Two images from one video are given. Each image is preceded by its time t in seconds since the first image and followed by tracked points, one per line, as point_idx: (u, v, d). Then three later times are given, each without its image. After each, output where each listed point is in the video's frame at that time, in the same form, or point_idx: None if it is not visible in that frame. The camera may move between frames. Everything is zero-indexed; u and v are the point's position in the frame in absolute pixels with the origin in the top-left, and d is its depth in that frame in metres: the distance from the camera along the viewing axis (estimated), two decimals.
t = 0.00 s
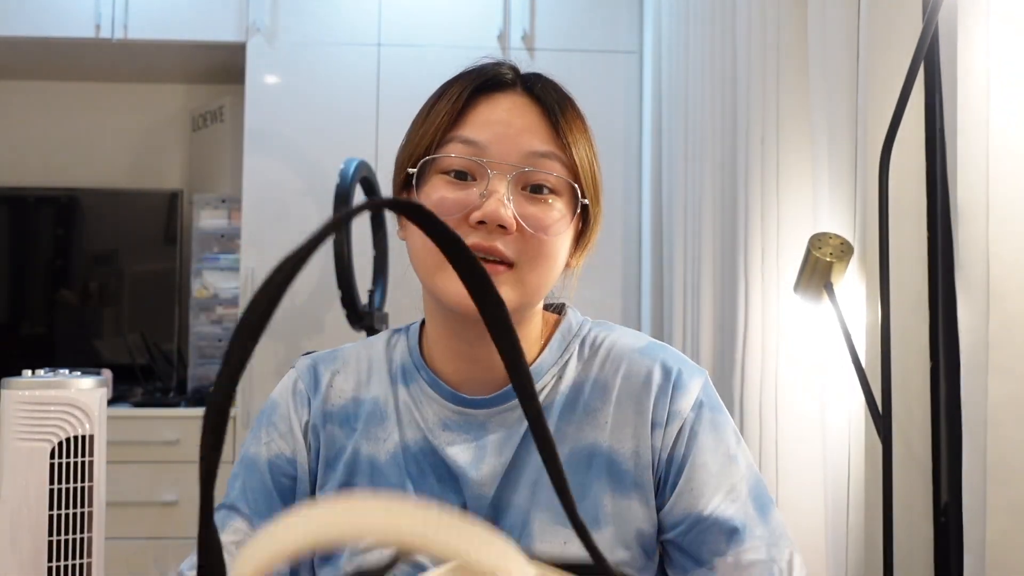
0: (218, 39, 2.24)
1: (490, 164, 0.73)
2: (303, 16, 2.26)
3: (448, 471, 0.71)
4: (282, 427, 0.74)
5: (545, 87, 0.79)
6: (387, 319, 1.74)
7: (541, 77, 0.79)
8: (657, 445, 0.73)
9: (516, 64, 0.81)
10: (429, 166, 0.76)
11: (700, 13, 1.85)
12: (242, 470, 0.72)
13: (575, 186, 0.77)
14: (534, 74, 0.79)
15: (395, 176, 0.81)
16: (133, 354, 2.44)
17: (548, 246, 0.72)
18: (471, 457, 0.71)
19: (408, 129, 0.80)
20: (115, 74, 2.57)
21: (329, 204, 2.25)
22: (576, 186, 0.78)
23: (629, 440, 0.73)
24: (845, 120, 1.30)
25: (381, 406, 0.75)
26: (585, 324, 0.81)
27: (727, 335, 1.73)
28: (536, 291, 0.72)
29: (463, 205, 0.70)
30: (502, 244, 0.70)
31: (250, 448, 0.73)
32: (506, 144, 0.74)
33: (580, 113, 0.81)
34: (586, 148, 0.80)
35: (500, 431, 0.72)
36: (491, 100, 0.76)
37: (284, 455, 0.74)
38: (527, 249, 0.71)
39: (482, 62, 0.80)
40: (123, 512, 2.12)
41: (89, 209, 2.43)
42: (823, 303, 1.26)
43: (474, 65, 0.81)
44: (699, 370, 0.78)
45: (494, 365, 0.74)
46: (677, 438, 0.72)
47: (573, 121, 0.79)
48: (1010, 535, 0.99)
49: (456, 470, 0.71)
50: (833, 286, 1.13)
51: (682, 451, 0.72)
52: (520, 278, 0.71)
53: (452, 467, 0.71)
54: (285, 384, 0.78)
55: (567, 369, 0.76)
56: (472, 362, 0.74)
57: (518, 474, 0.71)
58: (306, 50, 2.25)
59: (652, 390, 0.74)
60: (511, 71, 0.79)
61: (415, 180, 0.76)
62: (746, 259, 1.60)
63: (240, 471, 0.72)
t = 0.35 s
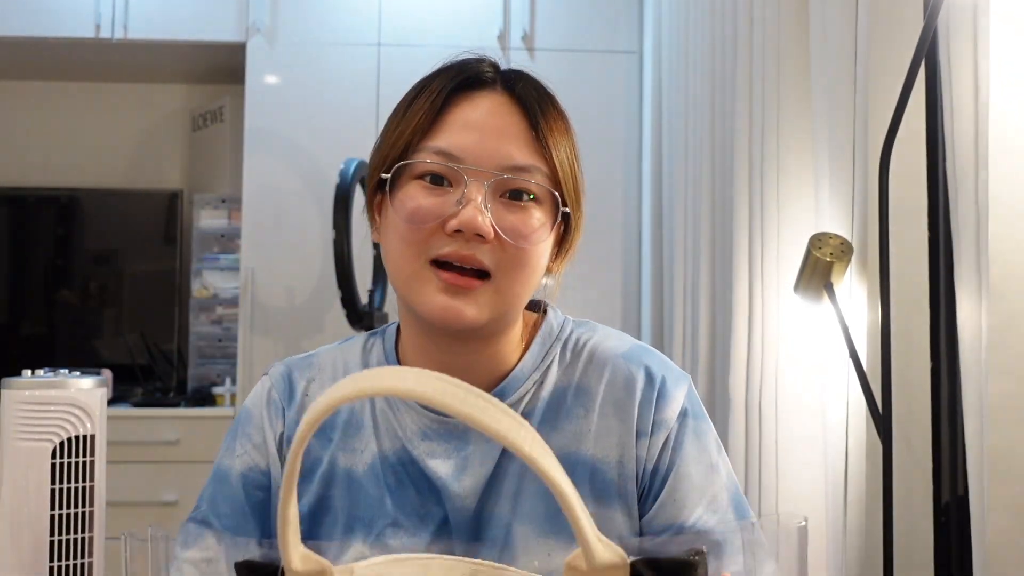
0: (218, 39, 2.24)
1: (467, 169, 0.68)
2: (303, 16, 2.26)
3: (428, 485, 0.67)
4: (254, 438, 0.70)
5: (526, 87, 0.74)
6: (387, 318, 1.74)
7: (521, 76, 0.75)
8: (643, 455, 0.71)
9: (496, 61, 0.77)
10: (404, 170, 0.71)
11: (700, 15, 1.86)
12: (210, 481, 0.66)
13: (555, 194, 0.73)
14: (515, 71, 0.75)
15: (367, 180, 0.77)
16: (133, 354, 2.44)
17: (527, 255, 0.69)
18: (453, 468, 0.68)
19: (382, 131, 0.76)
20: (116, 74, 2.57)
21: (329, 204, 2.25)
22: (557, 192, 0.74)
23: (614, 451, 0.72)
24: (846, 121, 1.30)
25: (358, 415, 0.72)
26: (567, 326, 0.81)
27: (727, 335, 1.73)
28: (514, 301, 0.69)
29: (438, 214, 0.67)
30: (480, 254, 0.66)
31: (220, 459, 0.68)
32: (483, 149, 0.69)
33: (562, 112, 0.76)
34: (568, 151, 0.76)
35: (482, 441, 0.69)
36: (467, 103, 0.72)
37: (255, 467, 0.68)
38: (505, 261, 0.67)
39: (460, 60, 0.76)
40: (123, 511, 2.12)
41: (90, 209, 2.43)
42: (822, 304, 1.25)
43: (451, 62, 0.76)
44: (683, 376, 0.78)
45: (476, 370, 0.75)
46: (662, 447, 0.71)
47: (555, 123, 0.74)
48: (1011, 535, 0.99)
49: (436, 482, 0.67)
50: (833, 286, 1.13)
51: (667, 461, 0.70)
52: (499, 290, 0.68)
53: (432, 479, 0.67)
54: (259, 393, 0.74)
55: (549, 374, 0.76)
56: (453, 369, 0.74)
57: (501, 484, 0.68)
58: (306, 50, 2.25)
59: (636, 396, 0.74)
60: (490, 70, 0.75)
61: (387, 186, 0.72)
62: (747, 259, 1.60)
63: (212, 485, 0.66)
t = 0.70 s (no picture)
0: (218, 39, 2.24)
1: (469, 176, 0.68)
2: (303, 16, 2.26)
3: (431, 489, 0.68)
4: (247, 444, 0.68)
5: (521, 87, 0.74)
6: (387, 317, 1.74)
7: (514, 73, 0.75)
8: (652, 461, 0.70)
9: (486, 56, 0.76)
10: (403, 178, 0.70)
11: (699, 15, 1.86)
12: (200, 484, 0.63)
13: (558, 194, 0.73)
14: (509, 69, 0.75)
15: (362, 188, 0.76)
16: (133, 354, 2.44)
17: (532, 259, 0.69)
18: (456, 473, 0.68)
19: (375, 136, 0.75)
20: (116, 74, 2.57)
21: (329, 204, 2.25)
22: (559, 191, 0.74)
23: (623, 454, 0.70)
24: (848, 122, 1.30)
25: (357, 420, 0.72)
26: (570, 328, 0.82)
27: (728, 334, 1.73)
28: (519, 306, 0.69)
29: (443, 222, 0.66)
30: (486, 261, 0.66)
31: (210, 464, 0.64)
32: (482, 155, 0.69)
33: (558, 108, 0.76)
34: (566, 148, 0.76)
35: (483, 445, 0.71)
36: (461, 105, 0.71)
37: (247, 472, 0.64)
38: (512, 266, 0.67)
39: (451, 58, 0.76)
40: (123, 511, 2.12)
41: (90, 209, 2.43)
42: (823, 304, 1.25)
43: (442, 60, 0.76)
44: (687, 380, 0.79)
45: (478, 377, 0.73)
46: (672, 452, 0.70)
47: (553, 122, 0.74)
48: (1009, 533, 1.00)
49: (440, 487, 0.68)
50: (833, 286, 1.13)
51: (677, 464, 0.69)
52: (506, 296, 0.68)
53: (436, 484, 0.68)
54: (253, 396, 0.75)
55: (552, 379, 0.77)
56: (454, 373, 0.73)
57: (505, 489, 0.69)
58: (306, 50, 2.26)
59: (642, 402, 0.75)
60: (481, 68, 0.75)
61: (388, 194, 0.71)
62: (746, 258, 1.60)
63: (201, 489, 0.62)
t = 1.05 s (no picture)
0: (219, 39, 2.24)
1: (475, 182, 0.68)
2: (303, 17, 2.26)
3: (444, 474, 0.70)
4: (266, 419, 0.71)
5: (518, 86, 0.73)
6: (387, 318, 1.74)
7: (513, 71, 0.74)
8: (661, 447, 0.73)
9: (483, 55, 0.76)
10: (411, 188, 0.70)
11: (699, 15, 1.86)
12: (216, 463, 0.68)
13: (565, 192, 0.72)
14: (506, 69, 0.74)
15: (371, 198, 0.76)
16: (133, 355, 2.44)
17: (543, 259, 0.69)
18: (470, 461, 0.70)
19: (380, 147, 0.75)
20: (116, 74, 2.57)
21: (329, 204, 2.25)
22: (566, 189, 0.74)
23: (633, 442, 0.73)
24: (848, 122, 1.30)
25: (376, 402, 0.73)
26: (577, 323, 0.79)
27: (728, 335, 1.73)
28: (533, 307, 0.70)
29: (453, 229, 0.67)
30: (497, 265, 0.67)
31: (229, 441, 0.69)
32: (489, 159, 0.68)
33: (558, 102, 0.75)
34: (569, 143, 0.75)
35: (498, 434, 0.71)
36: (462, 109, 0.71)
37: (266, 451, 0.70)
38: (523, 269, 0.68)
39: (448, 59, 0.76)
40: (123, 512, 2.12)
41: (90, 209, 2.43)
42: (822, 304, 1.25)
43: (439, 61, 0.76)
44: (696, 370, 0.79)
45: (492, 373, 0.73)
46: (680, 440, 0.73)
47: (554, 118, 0.74)
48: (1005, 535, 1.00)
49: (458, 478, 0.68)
50: (833, 286, 1.13)
51: (684, 454, 0.73)
52: (519, 298, 0.68)
53: (450, 471, 0.69)
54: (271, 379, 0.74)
55: (564, 368, 0.76)
56: (466, 368, 0.72)
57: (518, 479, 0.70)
58: (306, 51, 2.25)
59: (653, 390, 0.75)
60: (478, 68, 0.74)
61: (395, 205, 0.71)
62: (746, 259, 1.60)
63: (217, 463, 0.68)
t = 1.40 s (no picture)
0: (219, 38, 2.24)
1: (476, 191, 0.68)
2: (303, 17, 2.26)
3: (457, 467, 0.71)
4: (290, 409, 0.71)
5: (515, 93, 0.73)
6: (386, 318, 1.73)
7: (510, 81, 0.74)
8: (669, 439, 0.73)
9: (481, 65, 0.76)
10: (413, 199, 0.69)
11: (699, 15, 1.86)
12: (247, 451, 0.68)
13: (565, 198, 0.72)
14: (502, 77, 0.74)
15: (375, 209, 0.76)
16: (133, 354, 2.44)
17: (545, 265, 0.69)
18: (480, 454, 0.70)
19: (382, 158, 0.75)
20: (116, 74, 2.57)
21: (329, 204, 2.25)
22: (566, 196, 0.73)
23: (642, 435, 0.73)
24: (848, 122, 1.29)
25: (391, 394, 0.73)
26: (582, 322, 0.79)
27: (727, 335, 1.73)
28: (537, 313, 0.70)
29: (455, 238, 0.66)
30: (500, 273, 0.67)
31: (258, 429, 0.69)
32: (488, 170, 0.68)
33: (557, 109, 0.75)
34: (568, 151, 0.75)
35: (507, 428, 0.72)
36: (462, 120, 0.71)
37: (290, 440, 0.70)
38: (526, 276, 0.67)
39: (447, 70, 0.76)
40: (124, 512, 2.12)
41: (90, 209, 2.43)
42: (823, 304, 1.25)
43: (438, 71, 0.76)
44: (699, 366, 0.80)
45: (499, 374, 0.72)
46: (686, 432, 0.73)
47: (553, 123, 0.73)
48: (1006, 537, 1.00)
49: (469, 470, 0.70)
50: (833, 287, 1.13)
51: (690, 446, 0.72)
52: (522, 305, 0.68)
53: (462, 464, 0.70)
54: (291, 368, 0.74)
55: (570, 365, 0.76)
56: (471, 370, 0.72)
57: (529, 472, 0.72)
58: (306, 50, 2.25)
59: (659, 385, 0.75)
60: (476, 79, 0.74)
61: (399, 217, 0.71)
62: (746, 259, 1.60)
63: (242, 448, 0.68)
